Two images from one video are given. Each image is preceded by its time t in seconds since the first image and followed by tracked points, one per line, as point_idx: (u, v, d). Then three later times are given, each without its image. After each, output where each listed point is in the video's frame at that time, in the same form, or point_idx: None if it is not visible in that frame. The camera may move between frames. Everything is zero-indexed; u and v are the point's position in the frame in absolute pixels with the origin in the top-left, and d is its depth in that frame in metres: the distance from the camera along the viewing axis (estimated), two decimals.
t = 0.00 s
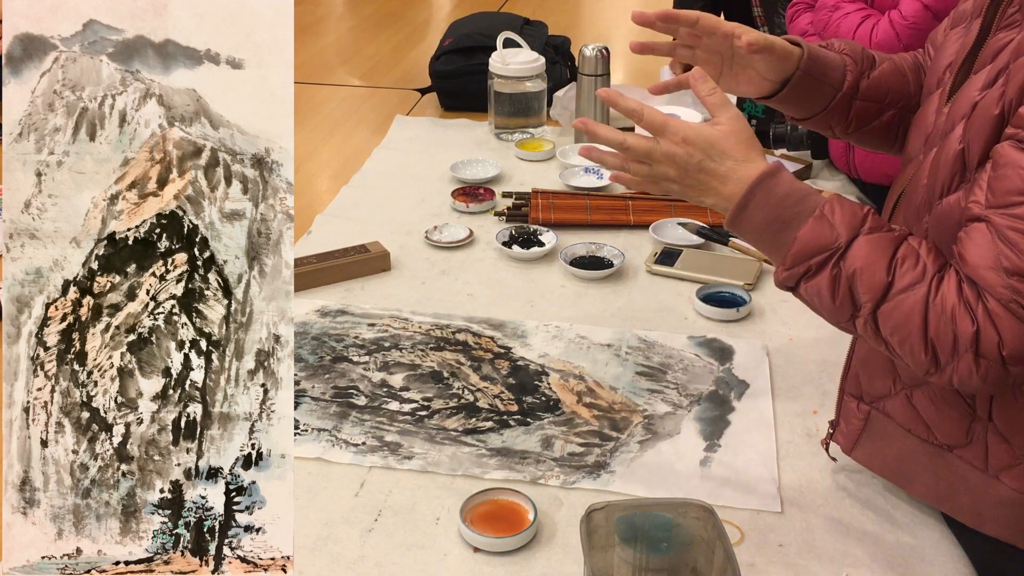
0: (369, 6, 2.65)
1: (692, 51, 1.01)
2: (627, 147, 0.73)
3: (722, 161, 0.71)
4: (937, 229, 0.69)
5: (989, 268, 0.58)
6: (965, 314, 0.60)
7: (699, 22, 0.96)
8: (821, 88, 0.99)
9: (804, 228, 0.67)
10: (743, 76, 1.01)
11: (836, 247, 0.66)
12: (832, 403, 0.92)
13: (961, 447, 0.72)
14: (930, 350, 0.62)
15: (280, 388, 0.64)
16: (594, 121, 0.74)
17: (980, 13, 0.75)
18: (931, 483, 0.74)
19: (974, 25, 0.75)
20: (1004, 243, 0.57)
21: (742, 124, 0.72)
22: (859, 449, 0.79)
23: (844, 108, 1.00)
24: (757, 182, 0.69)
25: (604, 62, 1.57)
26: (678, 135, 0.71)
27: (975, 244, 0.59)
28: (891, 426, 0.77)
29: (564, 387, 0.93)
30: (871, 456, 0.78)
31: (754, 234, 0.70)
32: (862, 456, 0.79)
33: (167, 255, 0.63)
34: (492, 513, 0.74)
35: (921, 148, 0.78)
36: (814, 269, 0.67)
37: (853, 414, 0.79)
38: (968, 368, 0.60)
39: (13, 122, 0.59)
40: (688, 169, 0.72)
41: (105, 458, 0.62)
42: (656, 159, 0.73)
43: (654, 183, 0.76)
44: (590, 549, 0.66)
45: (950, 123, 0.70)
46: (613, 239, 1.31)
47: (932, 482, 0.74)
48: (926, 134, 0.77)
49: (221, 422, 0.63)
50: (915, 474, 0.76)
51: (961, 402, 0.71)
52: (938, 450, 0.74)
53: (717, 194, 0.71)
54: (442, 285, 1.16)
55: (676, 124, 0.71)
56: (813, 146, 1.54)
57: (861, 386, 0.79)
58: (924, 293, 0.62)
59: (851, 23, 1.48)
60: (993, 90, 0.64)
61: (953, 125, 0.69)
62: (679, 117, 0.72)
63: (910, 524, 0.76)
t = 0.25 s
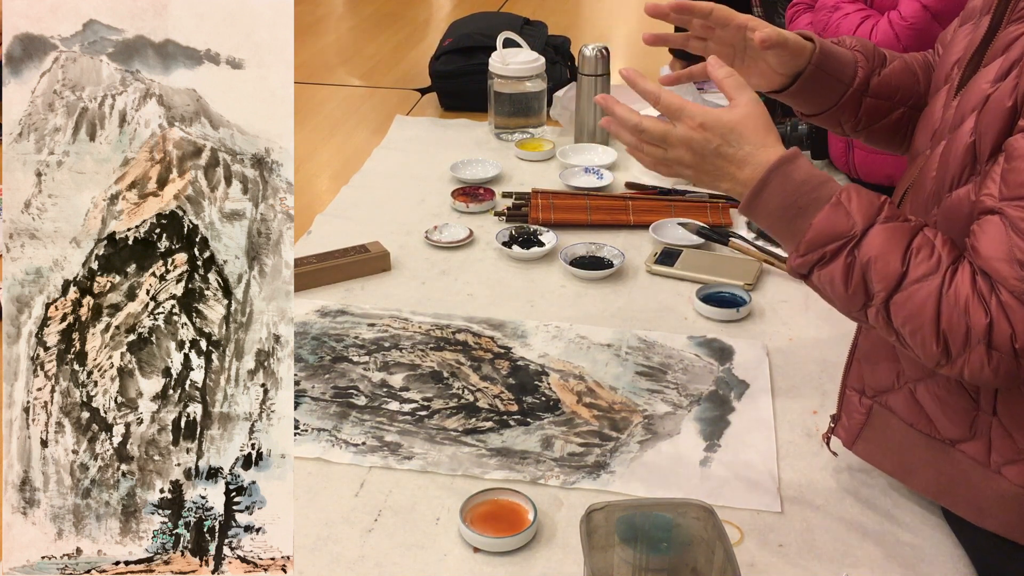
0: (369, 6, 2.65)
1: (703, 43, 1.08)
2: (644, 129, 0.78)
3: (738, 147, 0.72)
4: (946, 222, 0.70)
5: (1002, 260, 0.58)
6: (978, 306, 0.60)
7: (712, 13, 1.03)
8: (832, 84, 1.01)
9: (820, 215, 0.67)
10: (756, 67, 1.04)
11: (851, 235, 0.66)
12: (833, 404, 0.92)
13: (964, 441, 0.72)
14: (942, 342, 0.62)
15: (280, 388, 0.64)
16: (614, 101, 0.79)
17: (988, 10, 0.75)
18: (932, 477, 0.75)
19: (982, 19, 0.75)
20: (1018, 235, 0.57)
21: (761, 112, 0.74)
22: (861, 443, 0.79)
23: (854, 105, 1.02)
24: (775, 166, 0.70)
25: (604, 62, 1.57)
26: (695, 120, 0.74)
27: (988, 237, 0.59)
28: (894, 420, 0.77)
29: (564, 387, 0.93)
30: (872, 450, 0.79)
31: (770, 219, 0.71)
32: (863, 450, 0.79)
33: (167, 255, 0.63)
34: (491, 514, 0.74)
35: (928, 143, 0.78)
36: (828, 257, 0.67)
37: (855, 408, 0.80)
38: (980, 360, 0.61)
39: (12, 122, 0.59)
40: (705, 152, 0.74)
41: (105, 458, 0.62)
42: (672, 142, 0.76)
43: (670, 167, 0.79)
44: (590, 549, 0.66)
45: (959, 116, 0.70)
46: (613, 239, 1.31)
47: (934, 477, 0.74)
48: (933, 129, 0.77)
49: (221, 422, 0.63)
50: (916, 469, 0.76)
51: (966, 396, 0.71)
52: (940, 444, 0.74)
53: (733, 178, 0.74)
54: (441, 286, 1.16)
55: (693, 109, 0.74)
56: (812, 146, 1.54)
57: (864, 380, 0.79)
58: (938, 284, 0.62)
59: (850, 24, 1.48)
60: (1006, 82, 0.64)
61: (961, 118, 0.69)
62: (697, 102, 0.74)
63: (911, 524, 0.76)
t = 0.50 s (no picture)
0: (369, 6, 2.65)
1: (718, 24, 1.13)
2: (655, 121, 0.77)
3: (752, 134, 0.71)
4: (950, 218, 0.70)
5: (1007, 256, 0.58)
6: (984, 301, 0.59)
7: None
8: (842, 77, 1.01)
9: (830, 206, 0.66)
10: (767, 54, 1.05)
11: (861, 226, 0.65)
12: (832, 404, 0.92)
13: (964, 438, 0.73)
14: (947, 335, 0.62)
15: (280, 388, 0.64)
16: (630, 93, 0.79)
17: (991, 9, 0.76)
18: (931, 474, 0.75)
19: (986, 17, 0.75)
20: None
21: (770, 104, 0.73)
22: (860, 440, 0.79)
23: (862, 100, 1.02)
24: (788, 155, 0.69)
25: (604, 62, 1.57)
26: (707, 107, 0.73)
27: (994, 233, 0.59)
28: (893, 416, 0.77)
29: (564, 387, 0.93)
30: (871, 447, 0.79)
31: (780, 208, 0.70)
32: (863, 447, 0.79)
33: (167, 255, 0.63)
34: (491, 513, 0.74)
35: (931, 140, 0.78)
36: (836, 248, 0.66)
37: (855, 404, 0.80)
38: (984, 355, 0.60)
39: (13, 122, 0.59)
40: (718, 141, 0.73)
41: (105, 458, 0.62)
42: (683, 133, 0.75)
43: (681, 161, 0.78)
44: (590, 549, 0.66)
45: (965, 112, 0.70)
46: (613, 239, 1.31)
47: (933, 473, 0.75)
48: (936, 126, 0.78)
49: (221, 422, 0.63)
50: (915, 465, 0.76)
51: (968, 392, 0.71)
52: (941, 441, 0.74)
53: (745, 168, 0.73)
54: (441, 285, 1.16)
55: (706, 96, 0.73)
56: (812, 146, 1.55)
57: (864, 377, 0.80)
58: (946, 278, 0.61)
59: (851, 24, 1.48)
60: (1011, 77, 0.64)
61: (967, 114, 0.69)
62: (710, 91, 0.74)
63: (911, 524, 0.76)
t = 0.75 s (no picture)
0: (369, 6, 2.65)
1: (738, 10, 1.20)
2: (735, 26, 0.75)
3: (818, 72, 0.70)
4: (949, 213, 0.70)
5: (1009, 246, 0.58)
6: (989, 288, 0.59)
7: None
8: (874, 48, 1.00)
9: (869, 163, 0.64)
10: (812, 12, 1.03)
11: (894, 190, 0.63)
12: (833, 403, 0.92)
13: (962, 436, 0.73)
14: (948, 318, 0.61)
15: (280, 388, 0.64)
16: None
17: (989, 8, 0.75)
18: (928, 472, 0.75)
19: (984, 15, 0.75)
20: None
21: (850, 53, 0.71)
22: (857, 438, 0.80)
23: (886, 80, 1.01)
24: (846, 104, 0.68)
25: (604, 62, 1.57)
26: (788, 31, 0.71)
27: (999, 224, 0.59)
28: (890, 414, 0.78)
29: (564, 387, 0.93)
30: (869, 445, 0.79)
31: (820, 154, 0.69)
32: (860, 445, 0.80)
33: (167, 255, 0.63)
34: (491, 513, 0.74)
35: (930, 137, 0.78)
36: (863, 207, 0.65)
37: (852, 402, 0.80)
38: (980, 343, 0.60)
39: (13, 122, 0.59)
40: (779, 68, 0.71)
41: (105, 458, 0.62)
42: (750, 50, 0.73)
43: (736, 71, 0.77)
44: (590, 549, 0.66)
45: (963, 108, 0.70)
46: (613, 239, 1.31)
47: (931, 471, 0.75)
48: (934, 124, 0.78)
49: (221, 422, 0.63)
50: (913, 463, 0.76)
51: (965, 388, 0.71)
52: (939, 439, 0.74)
53: (794, 103, 0.71)
54: (441, 286, 1.16)
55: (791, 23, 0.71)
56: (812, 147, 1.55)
57: (861, 375, 0.80)
58: (957, 260, 0.60)
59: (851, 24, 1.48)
60: (1010, 73, 0.63)
61: (966, 111, 0.69)
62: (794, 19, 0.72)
63: (911, 523, 0.76)
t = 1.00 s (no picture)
0: (369, 6, 2.65)
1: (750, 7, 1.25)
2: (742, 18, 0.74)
3: (824, 66, 0.70)
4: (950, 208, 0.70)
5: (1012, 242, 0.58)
6: (991, 285, 0.59)
7: None
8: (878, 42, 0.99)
9: (873, 158, 0.64)
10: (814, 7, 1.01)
11: (898, 186, 0.63)
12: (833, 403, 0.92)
13: (960, 433, 0.73)
14: (948, 313, 0.61)
15: (280, 388, 0.64)
16: None
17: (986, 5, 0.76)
18: (926, 469, 0.75)
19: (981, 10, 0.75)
20: None
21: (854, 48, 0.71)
22: (856, 435, 0.80)
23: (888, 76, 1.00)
24: (848, 99, 0.68)
25: (604, 62, 1.57)
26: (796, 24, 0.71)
27: (1000, 221, 0.59)
28: (889, 412, 0.78)
29: (564, 387, 0.93)
30: (866, 442, 0.79)
31: (822, 150, 0.68)
32: (859, 442, 0.80)
33: (167, 255, 0.63)
34: (491, 513, 0.74)
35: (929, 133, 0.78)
36: (865, 203, 0.64)
37: (851, 400, 0.81)
38: (982, 339, 0.60)
39: (12, 122, 0.59)
40: (786, 61, 0.71)
41: (105, 458, 0.62)
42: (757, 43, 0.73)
43: (741, 64, 0.76)
44: (590, 549, 0.66)
45: (962, 103, 0.70)
46: (613, 239, 1.31)
47: (929, 468, 0.75)
48: (932, 119, 0.77)
49: (221, 422, 0.63)
50: (911, 461, 0.76)
51: (963, 384, 0.71)
52: (937, 436, 0.75)
53: (799, 96, 0.71)
54: (441, 286, 1.16)
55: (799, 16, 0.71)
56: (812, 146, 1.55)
57: (859, 372, 0.80)
58: (958, 256, 0.60)
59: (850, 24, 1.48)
60: (1010, 69, 0.64)
61: (965, 105, 0.69)
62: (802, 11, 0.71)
63: (911, 523, 0.76)
